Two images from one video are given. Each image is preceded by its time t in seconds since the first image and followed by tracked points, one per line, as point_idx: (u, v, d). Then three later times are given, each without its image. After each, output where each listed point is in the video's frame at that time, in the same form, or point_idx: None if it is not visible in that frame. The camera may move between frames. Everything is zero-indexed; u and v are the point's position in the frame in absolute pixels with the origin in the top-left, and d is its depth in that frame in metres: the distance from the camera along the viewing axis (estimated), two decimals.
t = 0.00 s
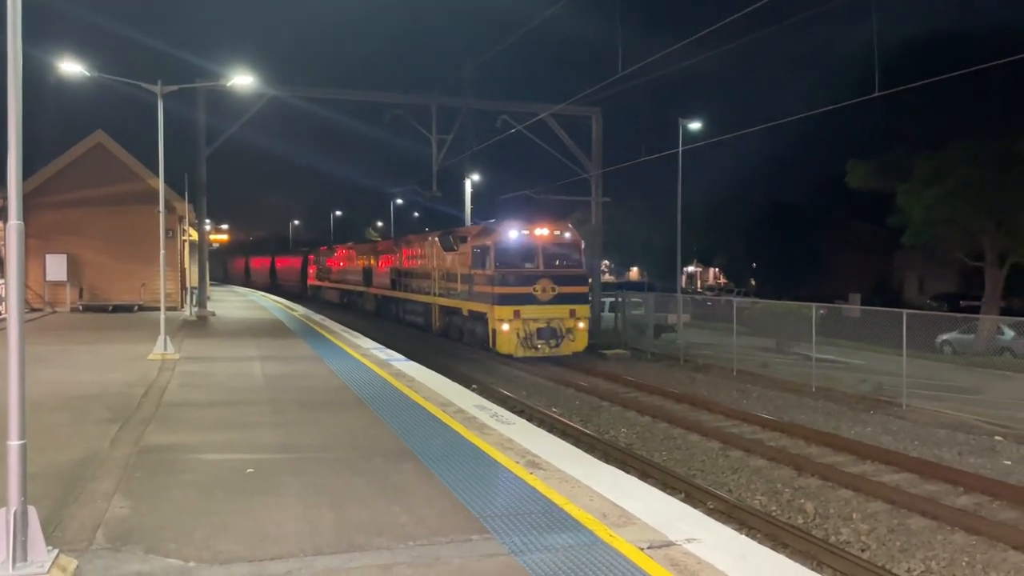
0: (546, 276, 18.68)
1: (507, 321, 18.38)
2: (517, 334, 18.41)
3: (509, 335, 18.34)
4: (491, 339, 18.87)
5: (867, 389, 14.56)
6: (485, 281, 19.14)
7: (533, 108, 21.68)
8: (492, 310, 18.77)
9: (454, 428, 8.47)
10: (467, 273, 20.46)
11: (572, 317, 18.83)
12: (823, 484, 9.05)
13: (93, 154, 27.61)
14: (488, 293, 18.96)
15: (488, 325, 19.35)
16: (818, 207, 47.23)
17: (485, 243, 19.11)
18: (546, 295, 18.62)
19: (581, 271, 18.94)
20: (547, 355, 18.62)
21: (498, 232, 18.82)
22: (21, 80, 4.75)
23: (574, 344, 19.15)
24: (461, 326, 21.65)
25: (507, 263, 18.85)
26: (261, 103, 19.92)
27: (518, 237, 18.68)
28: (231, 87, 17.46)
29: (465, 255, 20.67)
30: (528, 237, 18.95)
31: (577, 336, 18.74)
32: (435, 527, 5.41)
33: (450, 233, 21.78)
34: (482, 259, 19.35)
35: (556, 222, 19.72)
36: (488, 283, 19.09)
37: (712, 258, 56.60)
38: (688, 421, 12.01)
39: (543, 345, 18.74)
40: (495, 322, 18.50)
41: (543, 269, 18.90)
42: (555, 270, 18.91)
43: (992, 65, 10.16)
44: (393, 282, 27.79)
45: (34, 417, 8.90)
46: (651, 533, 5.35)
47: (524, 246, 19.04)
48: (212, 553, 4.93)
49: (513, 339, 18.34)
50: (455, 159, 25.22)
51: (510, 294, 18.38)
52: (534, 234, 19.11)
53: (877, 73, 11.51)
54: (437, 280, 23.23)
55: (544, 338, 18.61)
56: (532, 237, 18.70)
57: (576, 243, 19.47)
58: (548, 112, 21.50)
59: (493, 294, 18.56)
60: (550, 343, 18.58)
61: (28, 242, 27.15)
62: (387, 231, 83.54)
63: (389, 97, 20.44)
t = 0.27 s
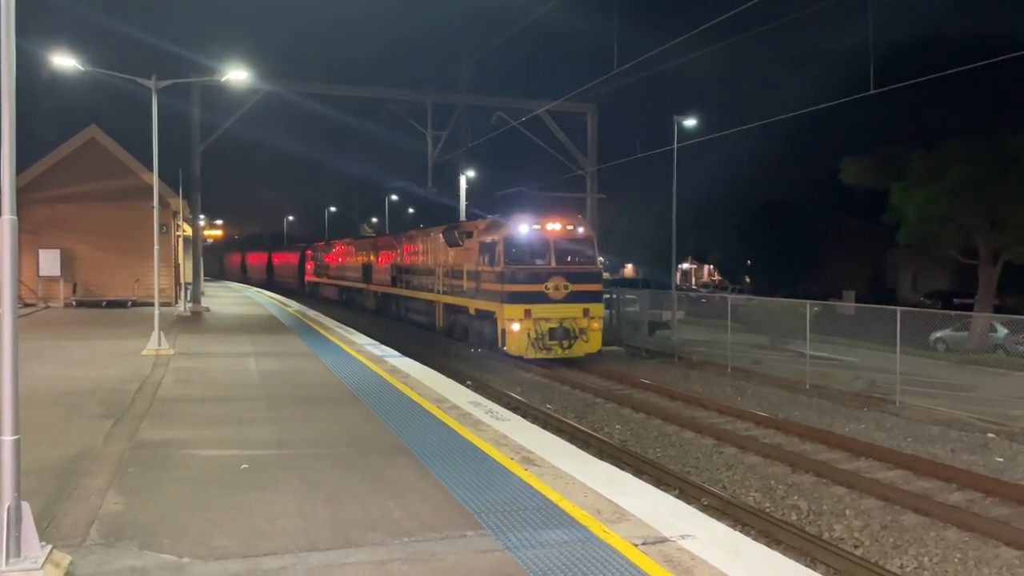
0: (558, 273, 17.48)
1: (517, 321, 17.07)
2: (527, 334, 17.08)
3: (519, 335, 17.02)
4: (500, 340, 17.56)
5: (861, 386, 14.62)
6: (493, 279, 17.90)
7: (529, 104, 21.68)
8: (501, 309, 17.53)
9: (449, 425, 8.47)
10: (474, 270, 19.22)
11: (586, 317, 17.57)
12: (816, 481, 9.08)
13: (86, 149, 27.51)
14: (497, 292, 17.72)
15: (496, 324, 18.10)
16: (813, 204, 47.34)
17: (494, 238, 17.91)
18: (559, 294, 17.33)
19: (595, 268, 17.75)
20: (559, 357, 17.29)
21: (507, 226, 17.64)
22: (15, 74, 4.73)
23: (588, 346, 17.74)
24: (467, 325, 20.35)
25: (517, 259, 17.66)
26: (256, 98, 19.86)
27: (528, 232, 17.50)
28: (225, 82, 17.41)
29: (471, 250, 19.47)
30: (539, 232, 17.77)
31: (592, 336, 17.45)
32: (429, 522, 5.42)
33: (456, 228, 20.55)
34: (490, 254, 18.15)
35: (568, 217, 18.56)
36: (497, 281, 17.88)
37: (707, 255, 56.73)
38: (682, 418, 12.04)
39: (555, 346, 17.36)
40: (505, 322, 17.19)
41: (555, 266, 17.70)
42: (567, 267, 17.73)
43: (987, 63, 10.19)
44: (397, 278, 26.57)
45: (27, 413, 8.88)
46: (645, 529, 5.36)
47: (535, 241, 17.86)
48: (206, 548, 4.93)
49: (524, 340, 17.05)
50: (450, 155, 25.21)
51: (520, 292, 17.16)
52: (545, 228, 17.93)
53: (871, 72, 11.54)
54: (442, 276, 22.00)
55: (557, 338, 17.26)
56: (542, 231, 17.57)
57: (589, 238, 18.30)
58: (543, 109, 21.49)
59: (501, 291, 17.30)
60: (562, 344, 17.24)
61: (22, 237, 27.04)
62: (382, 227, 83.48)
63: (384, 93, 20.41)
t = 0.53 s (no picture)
0: (574, 271, 16.30)
1: (529, 322, 15.96)
2: (541, 337, 16.02)
3: (532, 337, 15.94)
4: (509, 342, 16.46)
5: (855, 383, 14.67)
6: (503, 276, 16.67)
7: (524, 101, 21.66)
8: (511, 309, 16.36)
9: (444, 421, 8.48)
10: (482, 267, 17.99)
11: (602, 318, 16.50)
12: (810, 478, 9.11)
13: (81, 144, 27.41)
14: (507, 290, 16.54)
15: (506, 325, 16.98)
16: (807, 202, 47.43)
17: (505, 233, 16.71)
18: (574, 293, 16.22)
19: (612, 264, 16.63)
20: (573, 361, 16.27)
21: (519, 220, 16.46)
22: (9, 69, 4.71)
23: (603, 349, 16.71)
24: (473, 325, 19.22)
25: (530, 256, 16.47)
26: (251, 94, 19.81)
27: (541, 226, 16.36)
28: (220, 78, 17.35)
29: (479, 246, 18.26)
30: (553, 227, 16.61)
31: (608, 338, 16.42)
32: (424, 519, 5.42)
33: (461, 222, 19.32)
34: (501, 251, 16.93)
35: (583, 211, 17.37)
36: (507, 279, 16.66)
37: (701, 253, 56.84)
38: (677, 415, 12.07)
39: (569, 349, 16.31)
40: (516, 323, 16.07)
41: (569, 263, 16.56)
42: (583, 264, 16.56)
43: (980, 61, 10.22)
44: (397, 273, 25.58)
45: (21, 409, 8.86)
46: (639, 525, 5.37)
47: (548, 236, 16.66)
48: (201, 545, 4.93)
49: (536, 342, 15.98)
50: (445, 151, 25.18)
51: (533, 291, 16.01)
52: (559, 223, 16.76)
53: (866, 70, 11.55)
54: (446, 273, 20.80)
55: (571, 340, 16.22)
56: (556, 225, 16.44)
57: (606, 234, 17.14)
58: (538, 105, 21.48)
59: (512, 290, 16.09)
60: (577, 347, 16.21)
61: (15, 233, 26.93)
62: (376, 224, 83.42)
63: (380, 89, 20.37)
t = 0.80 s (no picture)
0: (591, 268, 15.52)
1: (542, 323, 15.13)
2: (554, 339, 15.19)
3: (545, 340, 15.11)
4: (521, 344, 15.62)
5: (847, 381, 14.71)
6: (515, 275, 15.85)
7: (518, 98, 21.65)
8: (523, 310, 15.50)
9: (437, 419, 8.47)
10: (492, 266, 17.16)
11: (619, 318, 15.64)
12: (802, 474, 9.14)
13: (72, 141, 27.29)
14: (519, 290, 15.72)
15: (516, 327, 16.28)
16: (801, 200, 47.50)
17: (517, 228, 15.94)
18: (590, 293, 15.38)
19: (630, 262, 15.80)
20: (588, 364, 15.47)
21: (533, 215, 15.70)
22: None
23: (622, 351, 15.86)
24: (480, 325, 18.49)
25: (544, 253, 15.70)
26: (244, 90, 19.75)
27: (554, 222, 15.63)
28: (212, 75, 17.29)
29: (488, 243, 17.45)
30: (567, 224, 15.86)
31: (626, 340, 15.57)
32: (416, 516, 5.42)
33: (469, 218, 18.51)
34: (513, 248, 16.13)
35: (598, 207, 16.64)
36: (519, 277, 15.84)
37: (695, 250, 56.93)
38: (670, 412, 12.09)
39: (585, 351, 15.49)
40: (529, 324, 15.23)
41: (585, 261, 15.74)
42: (599, 261, 15.81)
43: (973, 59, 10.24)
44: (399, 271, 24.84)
45: (11, 406, 8.82)
46: (632, 522, 5.38)
47: (563, 232, 15.91)
48: (193, 543, 4.91)
49: (550, 344, 15.17)
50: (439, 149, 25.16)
51: (547, 290, 15.18)
52: (574, 218, 16.01)
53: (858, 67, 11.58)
54: (451, 271, 19.98)
55: (587, 342, 15.38)
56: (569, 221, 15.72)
57: (623, 230, 16.43)
58: (531, 102, 21.46)
59: (526, 290, 15.28)
60: (592, 350, 15.39)
61: (6, 230, 26.78)
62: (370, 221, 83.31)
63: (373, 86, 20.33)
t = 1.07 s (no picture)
0: (607, 267, 14.51)
1: (556, 324, 14.09)
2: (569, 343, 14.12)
3: (559, 344, 14.05)
4: (534, 347, 14.55)
5: (837, 378, 14.78)
6: (526, 274, 14.88)
7: (509, 96, 21.65)
8: (535, 311, 14.47)
9: (429, 417, 8.47)
10: (500, 264, 16.19)
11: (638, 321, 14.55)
12: (792, 471, 9.18)
13: (60, 139, 27.16)
14: (530, 290, 14.72)
15: (526, 329, 15.54)
16: (791, 198, 47.66)
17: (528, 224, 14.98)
18: (607, 293, 14.27)
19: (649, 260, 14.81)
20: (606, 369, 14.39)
21: (545, 210, 14.74)
22: None
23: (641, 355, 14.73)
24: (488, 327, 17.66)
25: (558, 251, 14.74)
26: (234, 89, 19.67)
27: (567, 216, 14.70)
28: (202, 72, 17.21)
29: (497, 241, 16.46)
30: (581, 219, 14.93)
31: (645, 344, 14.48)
32: (408, 515, 5.42)
33: (477, 214, 17.52)
34: (524, 245, 15.15)
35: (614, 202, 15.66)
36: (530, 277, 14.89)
37: (686, 249, 57.06)
38: (661, 410, 12.12)
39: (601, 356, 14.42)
40: (542, 326, 14.18)
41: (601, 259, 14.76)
42: (615, 260, 14.84)
43: (962, 58, 10.28)
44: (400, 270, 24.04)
45: None
46: (623, 520, 5.39)
47: (577, 228, 14.94)
48: (184, 542, 4.90)
49: (564, 348, 14.12)
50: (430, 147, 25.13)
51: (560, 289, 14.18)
52: (589, 214, 15.05)
53: (848, 66, 11.61)
54: (456, 270, 19.10)
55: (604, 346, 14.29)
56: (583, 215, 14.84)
57: (640, 227, 15.48)
58: (523, 100, 21.46)
59: (538, 290, 14.25)
60: (610, 354, 14.29)
61: None
62: (361, 219, 83.14)
63: (363, 84, 20.28)
